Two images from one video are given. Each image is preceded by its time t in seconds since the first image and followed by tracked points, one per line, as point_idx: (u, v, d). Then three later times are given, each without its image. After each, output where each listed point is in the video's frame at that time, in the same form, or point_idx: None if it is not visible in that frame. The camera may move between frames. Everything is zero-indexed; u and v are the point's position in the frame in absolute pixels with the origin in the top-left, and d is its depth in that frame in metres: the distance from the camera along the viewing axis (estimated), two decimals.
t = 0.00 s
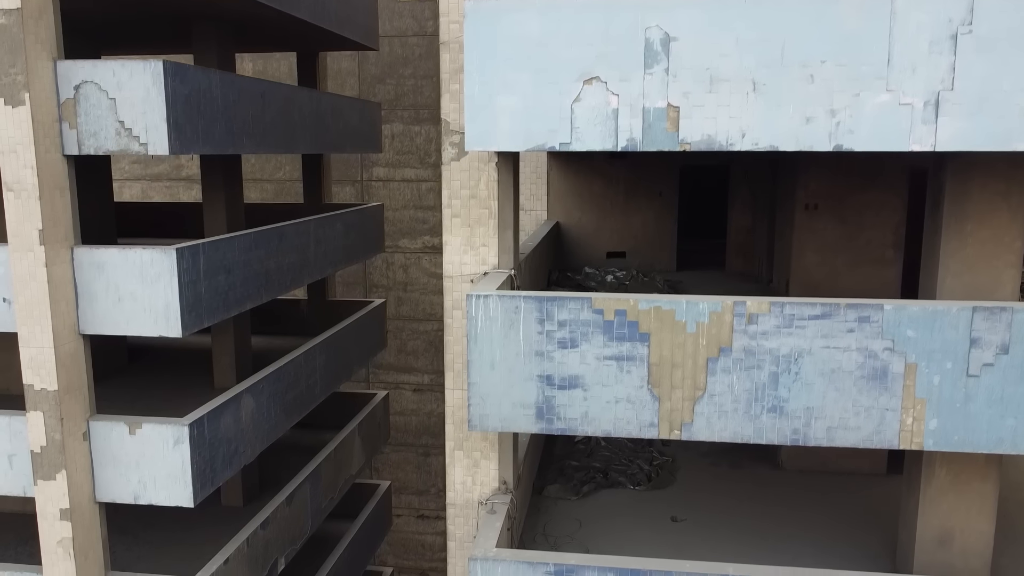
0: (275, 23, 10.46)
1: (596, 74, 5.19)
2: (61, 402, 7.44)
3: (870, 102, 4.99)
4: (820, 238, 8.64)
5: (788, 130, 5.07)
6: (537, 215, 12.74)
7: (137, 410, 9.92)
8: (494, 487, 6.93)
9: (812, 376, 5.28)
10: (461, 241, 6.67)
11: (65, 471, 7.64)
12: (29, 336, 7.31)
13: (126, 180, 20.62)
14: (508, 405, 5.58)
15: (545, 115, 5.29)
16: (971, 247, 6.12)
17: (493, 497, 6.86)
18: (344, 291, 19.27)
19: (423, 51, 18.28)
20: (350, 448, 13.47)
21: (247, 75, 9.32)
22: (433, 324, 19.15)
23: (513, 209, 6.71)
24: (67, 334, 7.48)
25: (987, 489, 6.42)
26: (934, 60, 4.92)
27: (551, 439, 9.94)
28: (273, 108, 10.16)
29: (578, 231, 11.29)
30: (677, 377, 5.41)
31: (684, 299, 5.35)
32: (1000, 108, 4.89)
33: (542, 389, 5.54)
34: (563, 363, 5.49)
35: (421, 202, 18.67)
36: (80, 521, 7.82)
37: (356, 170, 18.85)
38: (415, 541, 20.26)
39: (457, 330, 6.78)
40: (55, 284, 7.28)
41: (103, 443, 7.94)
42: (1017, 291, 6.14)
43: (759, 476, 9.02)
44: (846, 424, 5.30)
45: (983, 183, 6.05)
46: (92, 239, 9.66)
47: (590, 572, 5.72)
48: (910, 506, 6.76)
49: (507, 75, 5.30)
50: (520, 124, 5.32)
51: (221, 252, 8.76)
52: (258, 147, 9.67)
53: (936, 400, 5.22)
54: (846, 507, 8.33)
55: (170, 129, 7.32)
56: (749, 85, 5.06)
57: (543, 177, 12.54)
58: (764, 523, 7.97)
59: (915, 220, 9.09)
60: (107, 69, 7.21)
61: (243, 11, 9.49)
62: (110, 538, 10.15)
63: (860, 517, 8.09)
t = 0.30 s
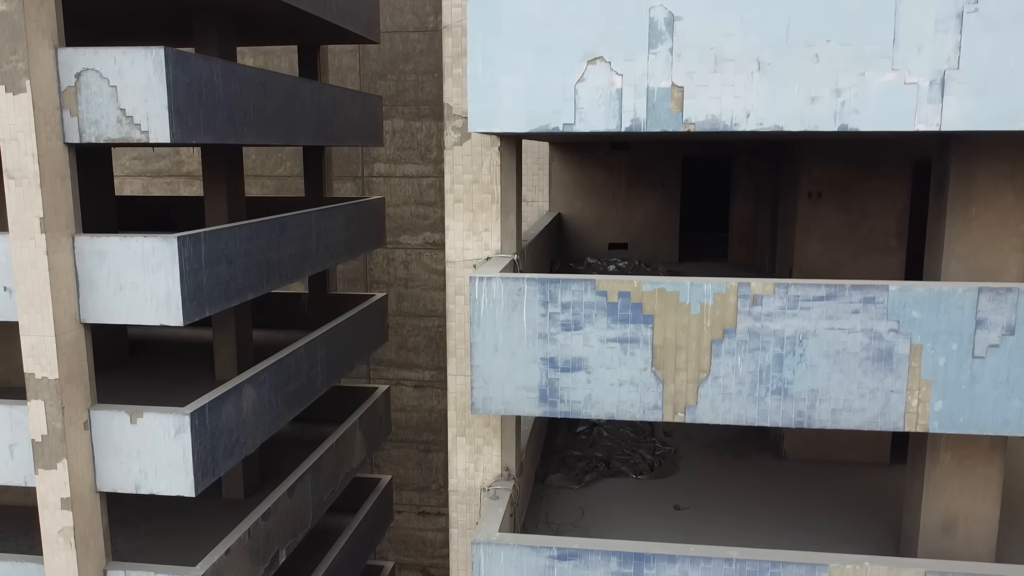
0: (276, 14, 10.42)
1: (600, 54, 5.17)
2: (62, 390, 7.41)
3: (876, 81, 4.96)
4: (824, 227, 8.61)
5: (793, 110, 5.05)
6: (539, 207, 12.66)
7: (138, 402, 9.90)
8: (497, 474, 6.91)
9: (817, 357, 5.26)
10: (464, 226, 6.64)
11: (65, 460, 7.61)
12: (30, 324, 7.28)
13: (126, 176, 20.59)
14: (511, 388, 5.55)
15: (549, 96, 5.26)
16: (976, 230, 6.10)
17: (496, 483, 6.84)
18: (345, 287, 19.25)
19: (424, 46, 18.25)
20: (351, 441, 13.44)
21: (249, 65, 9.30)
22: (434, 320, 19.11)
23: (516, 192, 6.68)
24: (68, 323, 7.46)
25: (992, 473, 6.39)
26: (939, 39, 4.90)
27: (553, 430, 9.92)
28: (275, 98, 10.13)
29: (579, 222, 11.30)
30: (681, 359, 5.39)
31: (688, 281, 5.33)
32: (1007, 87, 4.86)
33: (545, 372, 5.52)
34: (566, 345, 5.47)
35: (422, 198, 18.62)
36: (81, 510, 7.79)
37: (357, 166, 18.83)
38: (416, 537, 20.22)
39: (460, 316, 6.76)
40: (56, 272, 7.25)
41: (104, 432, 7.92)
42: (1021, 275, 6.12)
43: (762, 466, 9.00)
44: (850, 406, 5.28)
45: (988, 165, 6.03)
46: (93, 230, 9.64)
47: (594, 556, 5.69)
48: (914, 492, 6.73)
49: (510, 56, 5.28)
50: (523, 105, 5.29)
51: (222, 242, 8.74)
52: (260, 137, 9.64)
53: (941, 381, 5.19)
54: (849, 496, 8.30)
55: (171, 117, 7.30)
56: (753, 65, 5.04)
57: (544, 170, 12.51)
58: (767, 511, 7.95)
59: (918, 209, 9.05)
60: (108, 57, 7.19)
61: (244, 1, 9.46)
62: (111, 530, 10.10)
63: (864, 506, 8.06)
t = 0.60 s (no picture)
0: (275, 5, 10.39)
1: (602, 33, 5.14)
2: (62, 379, 7.39)
3: (878, 60, 4.94)
4: (825, 215, 8.59)
5: (796, 89, 5.02)
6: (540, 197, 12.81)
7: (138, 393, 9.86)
8: (497, 460, 6.89)
9: (819, 338, 5.23)
10: (464, 210, 6.61)
11: (65, 449, 7.59)
12: (29, 312, 7.26)
13: (126, 172, 20.55)
14: (512, 370, 5.53)
15: (550, 76, 5.24)
16: (979, 214, 6.07)
17: (496, 469, 6.82)
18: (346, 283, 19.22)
19: (424, 42, 18.22)
20: (351, 434, 13.41)
21: (249, 54, 9.28)
22: (434, 316, 19.09)
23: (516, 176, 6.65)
24: (68, 312, 7.43)
25: (994, 459, 6.36)
26: (942, 17, 4.87)
27: (554, 420, 9.91)
28: (275, 88, 10.12)
29: (581, 212, 11.26)
30: (683, 341, 5.36)
31: (690, 262, 5.31)
32: (1011, 65, 4.83)
33: (547, 353, 5.49)
34: (567, 327, 5.44)
35: (422, 194, 18.58)
36: (81, 500, 7.77)
37: (358, 162, 18.80)
38: (416, 534, 20.20)
39: (460, 301, 6.73)
40: (55, 260, 7.22)
41: (104, 421, 7.89)
42: None
43: (763, 456, 8.97)
44: (853, 387, 5.25)
45: (991, 148, 6.00)
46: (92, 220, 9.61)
47: (595, 540, 5.67)
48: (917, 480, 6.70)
49: (511, 35, 5.25)
50: (524, 85, 5.27)
51: (223, 231, 8.72)
52: (260, 127, 9.62)
53: (944, 362, 5.17)
54: (851, 485, 8.27)
55: (171, 104, 7.27)
56: (755, 43, 5.02)
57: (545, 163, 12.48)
58: (768, 499, 7.93)
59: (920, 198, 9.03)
60: (107, 43, 7.17)
61: None
62: (111, 521, 10.07)
63: (866, 495, 8.03)
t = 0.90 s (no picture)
0: None
1: (601, 13, 5.12)
2: (61, 367, 7.37)
3: (879, 39, 4.92)
4: (826, 203, 8.58)
5: (796, 68, 4.99)
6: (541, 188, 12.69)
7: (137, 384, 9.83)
8: (497, 446, 6.87)
9: (819, 319, 5.21)
10: (463, 194, 6.59)
11: (63, 438, 7.57)
12: (27, 301, 7.25)
13: (126, 169, 20.53)
14: (511, 352, 5.51)
15: (549, 55, 5.22)
16: (981, 198, 6.04)
17: (496, 454, 6.81)
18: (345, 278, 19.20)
19: (424, 38, 18.18)
20: (351, 427, 13.39)
21: (248, 44, 9.26)
22: (434, 312, 19.06)
23: (516, 160, 6.61)
24: (66, 300, 7.42)
25: (995, 444, 6.34)
26: None
27: (553, 411, 9.91)
28: (275, 78, 10.10)
29: (581, 203, 11.23)
30: (683, 322, 5.34)
31: (689, 243, 5.28)
32: (1013, 43, 4.80)
33: (546, 335, 5.47)
34: (567, 308, 5.42)
35: (422, 189, 18.55)
36: (79, 489, 7.74)
37: (357, 158, 18.77)
38: (416, 530, 20.16)
39: (459, 287, 6.71)
40: (53, 248, 7.21)
41: (102, 410, 7.86)
42: None
43: (765, 446, 8.94)
44: (853, 368, 5.23)
45: (992, 132, 5.98)
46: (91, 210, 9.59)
47: (594, 523, 5.65)
48: (918, 466, 6.68)
49: (510, 15, 5.24)
50: (523, 65, 5.25)
51: (222, 221, 8.71)
52: (260, 117, 9.61)
53: (945, 343, 5.14)
54: (852, 474, 8.25)
55: (170, 92, 7.20)
56: (755, 22, 5.00)
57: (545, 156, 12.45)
58: (768, 487, 7.90)
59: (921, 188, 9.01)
60: (105, 31, 7.12)
61: None
62: (110, 513, 10.03)
63: (866, 484, 8.01)
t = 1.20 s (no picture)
0: None
1: None
2: (60, 356, 7.34)
3: (880, 17, 4.90)
4: (826, 191, 8.57)
5: (797, 47, 4.98)
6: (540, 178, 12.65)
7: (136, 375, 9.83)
8: (497, 432, 6.86)
9: (820, 300, 5.19)
10: (463, 179, 6.57)
11: (61, 426, 7.54)
12: (26, 289, 7.23)
13: (127, 165, 20.53)
14: (511, 334, 5.49)
15: (549, 35, 5.20)
16: (982, 180, 6.03)
17: (495, 440, 6.80)
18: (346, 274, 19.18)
19: (424, 33, 18.16)
20: (351, 420, 13.36)
21: (249, 34, 9.24)
22: (435, 309, 19.03)
23: (516, 145, 6.59)
24: (66, 288, 7.40)
25: (997, 429, 6.32)
26: None
27: (553, 401, 9.91)
28: (275, 68, 10.08)
29: (581, 194, 11.22)
30: (683, 304, 5.32)
31: (690, 224, 5.26)
32: (1015, 21, 4.78)
33: (546, 317, 5.45)
34: (567, 290, 5.40)
35: (422, 185, 18.53)
36: (78, 478, 7.72)
37: (358, 154, 18.76)
38: (416, 527, 20.13)
39: (459, 272, 6.69)
40: (52, 236, 7.18)
41: (102, 399, 7.82)
42: None
43: (766, 436, 8.91)
44: (854, 349, 5.21)
45: (994, 114, 5.96)
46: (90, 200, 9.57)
47: (594, 506, 5.64)
48: (919, 451, 6.66)
49: None
50: (523, 46, 5.23)
51: (222, 210, 8.69)
52: (260, 108, 9.60)
53: (946, 324, 5.12)
54: (852, 463, 8.23)
55: (169, 79, 7.13)
56: (755, 1, 4.98)
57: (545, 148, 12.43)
58: (769, 475, 7.88)
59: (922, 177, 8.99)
60: (105, 18, 7.09)
61: None
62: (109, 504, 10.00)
63: (867, 472, 7.99)
